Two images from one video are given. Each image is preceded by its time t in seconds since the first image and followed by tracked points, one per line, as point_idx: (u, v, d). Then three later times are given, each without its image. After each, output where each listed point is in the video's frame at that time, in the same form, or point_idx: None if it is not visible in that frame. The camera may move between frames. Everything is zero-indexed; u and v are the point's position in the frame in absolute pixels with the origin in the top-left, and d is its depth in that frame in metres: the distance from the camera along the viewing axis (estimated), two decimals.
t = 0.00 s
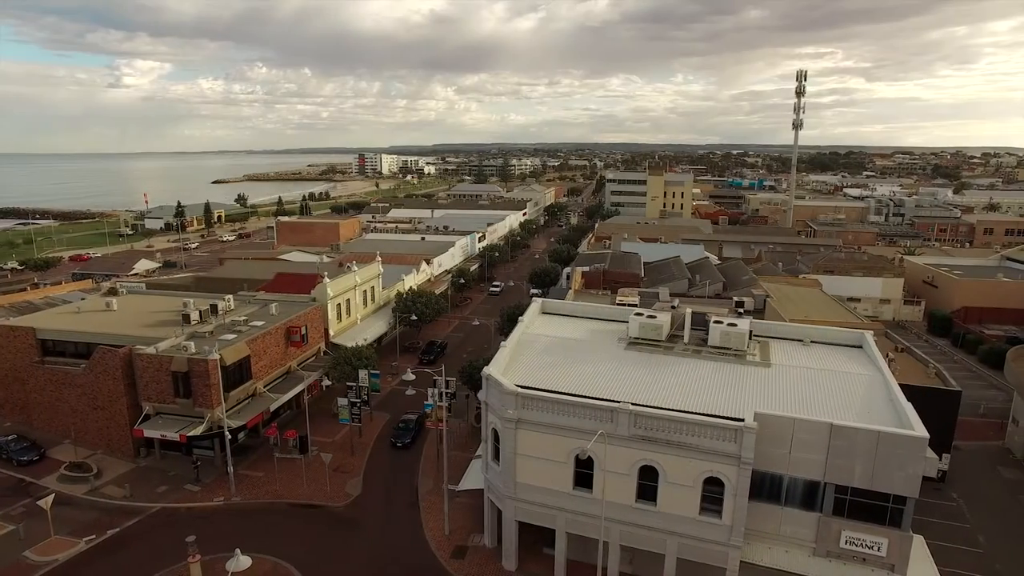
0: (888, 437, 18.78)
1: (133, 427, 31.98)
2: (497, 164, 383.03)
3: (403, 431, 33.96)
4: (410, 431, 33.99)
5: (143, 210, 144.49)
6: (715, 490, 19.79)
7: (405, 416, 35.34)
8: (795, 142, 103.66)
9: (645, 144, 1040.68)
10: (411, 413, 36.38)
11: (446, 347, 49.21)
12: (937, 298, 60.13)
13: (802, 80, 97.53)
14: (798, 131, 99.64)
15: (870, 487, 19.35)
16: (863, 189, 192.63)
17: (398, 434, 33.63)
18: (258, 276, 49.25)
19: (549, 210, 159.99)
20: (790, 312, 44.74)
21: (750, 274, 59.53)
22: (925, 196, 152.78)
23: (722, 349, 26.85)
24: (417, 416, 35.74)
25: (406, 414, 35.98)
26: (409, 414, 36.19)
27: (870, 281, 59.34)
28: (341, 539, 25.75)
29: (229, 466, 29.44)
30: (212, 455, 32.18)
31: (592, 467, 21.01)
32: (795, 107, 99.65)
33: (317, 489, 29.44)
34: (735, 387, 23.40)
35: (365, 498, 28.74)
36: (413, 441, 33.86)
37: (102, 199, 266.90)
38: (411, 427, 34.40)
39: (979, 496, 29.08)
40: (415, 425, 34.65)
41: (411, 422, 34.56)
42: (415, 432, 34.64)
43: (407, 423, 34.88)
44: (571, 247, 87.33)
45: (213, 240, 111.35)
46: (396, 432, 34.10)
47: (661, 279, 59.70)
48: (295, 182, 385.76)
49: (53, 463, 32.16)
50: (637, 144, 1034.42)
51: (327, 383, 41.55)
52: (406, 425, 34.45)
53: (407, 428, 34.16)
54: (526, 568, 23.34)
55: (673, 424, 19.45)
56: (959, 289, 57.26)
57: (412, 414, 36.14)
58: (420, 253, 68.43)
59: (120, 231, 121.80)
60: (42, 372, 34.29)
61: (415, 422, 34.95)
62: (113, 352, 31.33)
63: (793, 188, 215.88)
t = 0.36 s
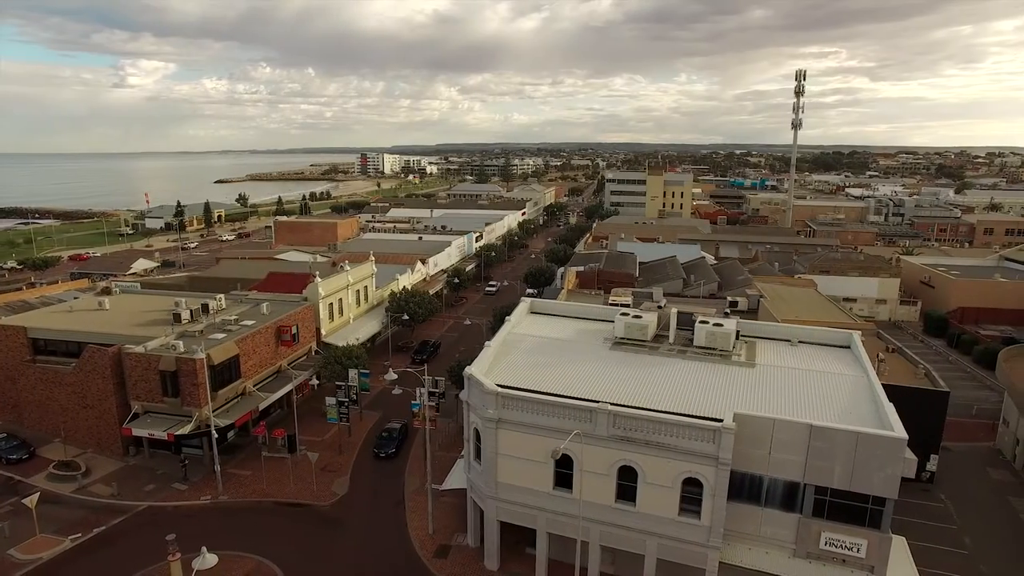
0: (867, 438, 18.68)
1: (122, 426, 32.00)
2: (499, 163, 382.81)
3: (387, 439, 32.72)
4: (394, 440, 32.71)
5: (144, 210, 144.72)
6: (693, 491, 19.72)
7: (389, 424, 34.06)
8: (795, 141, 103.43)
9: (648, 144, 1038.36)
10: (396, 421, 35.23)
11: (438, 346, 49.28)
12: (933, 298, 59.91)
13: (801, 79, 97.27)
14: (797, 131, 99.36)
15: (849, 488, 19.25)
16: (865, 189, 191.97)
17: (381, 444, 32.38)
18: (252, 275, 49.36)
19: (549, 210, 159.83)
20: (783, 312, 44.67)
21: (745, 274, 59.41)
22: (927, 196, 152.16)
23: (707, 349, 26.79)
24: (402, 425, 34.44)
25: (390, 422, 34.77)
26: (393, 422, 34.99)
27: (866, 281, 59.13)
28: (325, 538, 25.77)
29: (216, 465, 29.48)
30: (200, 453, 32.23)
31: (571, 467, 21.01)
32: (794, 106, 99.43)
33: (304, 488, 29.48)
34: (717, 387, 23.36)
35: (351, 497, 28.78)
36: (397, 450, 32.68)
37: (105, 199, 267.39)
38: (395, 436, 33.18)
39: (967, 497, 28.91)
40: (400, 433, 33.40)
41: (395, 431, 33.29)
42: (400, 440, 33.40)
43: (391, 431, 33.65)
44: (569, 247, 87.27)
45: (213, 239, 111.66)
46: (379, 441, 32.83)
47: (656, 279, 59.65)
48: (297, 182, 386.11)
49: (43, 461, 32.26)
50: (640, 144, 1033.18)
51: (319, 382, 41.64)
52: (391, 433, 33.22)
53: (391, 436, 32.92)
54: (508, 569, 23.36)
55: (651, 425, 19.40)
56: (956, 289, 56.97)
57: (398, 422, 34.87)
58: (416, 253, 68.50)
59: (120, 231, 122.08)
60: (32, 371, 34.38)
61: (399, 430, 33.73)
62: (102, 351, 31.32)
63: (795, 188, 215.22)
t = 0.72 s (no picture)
0: (849, 440, 18.53)
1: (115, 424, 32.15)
2: (505, 163, 382.65)
3: (373, 450, 31.60)
4: (380, 451, 31.58)
5: (149, 209, 145.48)
6: (675, 492, 19.64)
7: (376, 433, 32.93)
8: (798, 141, 102.90)
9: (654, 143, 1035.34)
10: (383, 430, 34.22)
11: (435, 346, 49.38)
12: (935, 299, 59.42)
13: (804, 79, 96.74)
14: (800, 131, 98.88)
15: (831, 490, 19.10)
16: (872, 189, 190.68)
17: (366, 455, 31.31)
18: (251, 274, 49.57)
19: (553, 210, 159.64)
20: (780, 312, 44.45)
21: (744, 274, 59.16)
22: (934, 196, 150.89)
23: (696, 349, 26.73)
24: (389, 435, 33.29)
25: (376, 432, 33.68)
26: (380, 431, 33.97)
27: (866, 281, 58.68)
28: (313, 537, 25.86)
29: (207, 463, 29.63)
30: (193, 451, 32.38)
31: (554, 468, 21.00)
32: (798, 105, 98.88)
33: (295, 486, 29.61)
34: (703, 387, 23.29)
35: (340, 496, 28.88)
36: (383, 460, 31.60)
37: (112, 198, 269.09)
38: (382, 446, 32.08)
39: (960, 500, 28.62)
40: (386, 443, 32.33)
41: (382, 441, 32.21)
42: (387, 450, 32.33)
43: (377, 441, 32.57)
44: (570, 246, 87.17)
45: (217, 239, 112.12)
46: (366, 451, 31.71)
47: (655, 279, 59.52)
48: (303, 181, 387.19)
49: (37, 458, 32.50)
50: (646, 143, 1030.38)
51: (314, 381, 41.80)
52: (377, 443, 32.11)
53: (377, 446, 31.80)
54: (493, 569, 23.37)
55: (631, 426, 19.35)
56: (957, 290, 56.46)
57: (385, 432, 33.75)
58: (416, 253, 68.63)
59: (125, 230, 122.75)
60: (29, 368, 34.64)
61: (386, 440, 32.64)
62: (95, 349, 31.47)
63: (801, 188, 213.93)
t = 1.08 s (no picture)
0: (832, 442, 18.31)
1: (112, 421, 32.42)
2: (512, 163, 382.49)
3: (361, 460, 30.54)
4: (367, 461, 30.52)
5: (158, 209, 146.69)
6: (657, 492, 19.54)
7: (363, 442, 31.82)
8: (804, 141, 102.09)
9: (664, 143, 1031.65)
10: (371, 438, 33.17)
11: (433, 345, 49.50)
12: (939, 301, 58.76)
13: (811, 78, 95.93)
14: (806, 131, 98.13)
15: (814, 493, 18.88)
16: (882, 189, 188.92)
17: (354, 465, 30.23)
18: (251, 272, 49.84)
19: (559, 210, 159.43)
20: (778, 312, 44.16)
21: (745, 275, 58.81)
22: (943, 197, 149.31)
23: (686, 349, 26.59)
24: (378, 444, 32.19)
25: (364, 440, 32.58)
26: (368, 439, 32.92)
27: (870, 281, 58.08)
28: (302, 534, 26.03)
29: (200, 459, 29.86)
30: (188, 448, 32.64)
31: (537, 467, 21.02)
32: (804, 105, 98.06)
33: (286, 483, 29.81)
34: (689, 387, 23.19)
35: (331, 493, 29.03)
36: (371, 472, 30.51)
37: (123, 198, 271.71)
38: (369, 455, 31.02)
39: (956, 504, 28.23)
40: (373, 452, 31.27)
41: (369, 450, 31.10)
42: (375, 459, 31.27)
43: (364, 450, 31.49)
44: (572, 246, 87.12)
45: (223, 238, 112.89)
46: (353, 461, 30.65)
47: (655, 279, 59.48)
48: (311, 181, 388.82)
49: (36, 454, 32.86)
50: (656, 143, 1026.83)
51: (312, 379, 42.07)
52: (364, 452, 31.04)
53: (365, 456, 30.74)
54: (478, 567, 23.42)
55: (612, 425, 19.32)
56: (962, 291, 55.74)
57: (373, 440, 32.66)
58: (417, 253, 68.87)
59: (133, 229, 123.84)
60: (29, 365, 35.04)
61: (374, 450, 31.51)
62: (92, 347, 31.75)
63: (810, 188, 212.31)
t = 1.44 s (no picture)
0: (815, 444, 18.13)
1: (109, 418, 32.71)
2: (520, 163, 382.44)
3: (347, 471, 29.39)
4: (354, 472, 29.37)
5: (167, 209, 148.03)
6: (639, 493, 19.46)
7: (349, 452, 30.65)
8: (811, 141, 101.23)
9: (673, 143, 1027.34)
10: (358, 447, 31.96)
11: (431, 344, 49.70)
12: (943, 302, 58.08)
13: (817, 77, 95.22)
14: (812, 131, 97.33)
15: (797, 495, 18.70)
16: (892, 189, 187.01)
17: (340, 476, 29.11)
18: (252, 271, 50.19)
19: (565, 209, 159.28)
20: (777, 312, 43.91)
21: (747, 275, 58.44)
22: (955, 197, 147.51)
23: (675, 350, 26.51)
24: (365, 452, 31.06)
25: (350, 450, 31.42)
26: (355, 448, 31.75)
27: (873, 282, 57.53)
28: (291, 531, 26.18)
29: (193, 456, 30.10)
30: (183, 445, 32.93)
31: (521, 466, 21.03)
32: (811, 104, 97.29)
33: (278, 480, 30.01)
34: (675, 386, 23.07)
35: (323, 491, 29.20)
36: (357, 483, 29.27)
37: (135, 197, 274.41)
38: (356, 466, 29.85)
39: (951, 507, 27.85)
40: (360, 462, 30.09)
41: (355, 460, 29.94)
42: (361, 470, 30.10)
43: (351, 460, 30.33)
44: (576, 246, 87.07)
45: (230, 237, 113.75)
46: (338, 472, 29.51)
47: (656, 279, 59.44)
48: (320, 181, 390.78)
49: (35, 450, 33.27)
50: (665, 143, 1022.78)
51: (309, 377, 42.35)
52: (350, 463, 29.92)
53: (351, 467, 29.57)
54: (464, 566, 23.47)
55: (594, 426, 19.27)
56: (967, 293, 55.06)
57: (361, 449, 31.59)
58: (419, 252, 69.16)
59: (142, 228, 125.06)
60: (30, 362, 35.47)
61: (360, 460, 30.36)
62: (90, 345, 32.06)
63: (819, 188, 210.59)
